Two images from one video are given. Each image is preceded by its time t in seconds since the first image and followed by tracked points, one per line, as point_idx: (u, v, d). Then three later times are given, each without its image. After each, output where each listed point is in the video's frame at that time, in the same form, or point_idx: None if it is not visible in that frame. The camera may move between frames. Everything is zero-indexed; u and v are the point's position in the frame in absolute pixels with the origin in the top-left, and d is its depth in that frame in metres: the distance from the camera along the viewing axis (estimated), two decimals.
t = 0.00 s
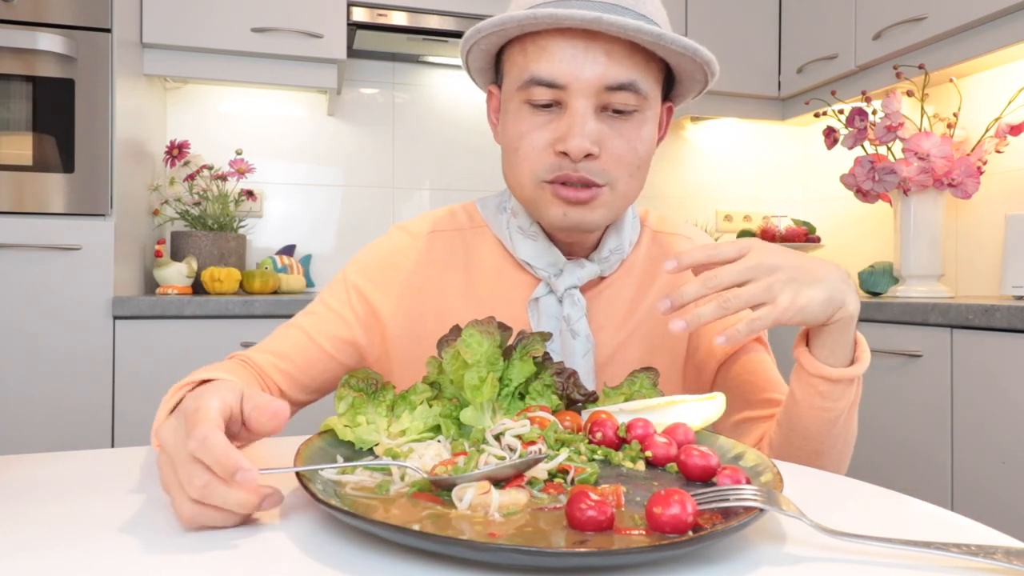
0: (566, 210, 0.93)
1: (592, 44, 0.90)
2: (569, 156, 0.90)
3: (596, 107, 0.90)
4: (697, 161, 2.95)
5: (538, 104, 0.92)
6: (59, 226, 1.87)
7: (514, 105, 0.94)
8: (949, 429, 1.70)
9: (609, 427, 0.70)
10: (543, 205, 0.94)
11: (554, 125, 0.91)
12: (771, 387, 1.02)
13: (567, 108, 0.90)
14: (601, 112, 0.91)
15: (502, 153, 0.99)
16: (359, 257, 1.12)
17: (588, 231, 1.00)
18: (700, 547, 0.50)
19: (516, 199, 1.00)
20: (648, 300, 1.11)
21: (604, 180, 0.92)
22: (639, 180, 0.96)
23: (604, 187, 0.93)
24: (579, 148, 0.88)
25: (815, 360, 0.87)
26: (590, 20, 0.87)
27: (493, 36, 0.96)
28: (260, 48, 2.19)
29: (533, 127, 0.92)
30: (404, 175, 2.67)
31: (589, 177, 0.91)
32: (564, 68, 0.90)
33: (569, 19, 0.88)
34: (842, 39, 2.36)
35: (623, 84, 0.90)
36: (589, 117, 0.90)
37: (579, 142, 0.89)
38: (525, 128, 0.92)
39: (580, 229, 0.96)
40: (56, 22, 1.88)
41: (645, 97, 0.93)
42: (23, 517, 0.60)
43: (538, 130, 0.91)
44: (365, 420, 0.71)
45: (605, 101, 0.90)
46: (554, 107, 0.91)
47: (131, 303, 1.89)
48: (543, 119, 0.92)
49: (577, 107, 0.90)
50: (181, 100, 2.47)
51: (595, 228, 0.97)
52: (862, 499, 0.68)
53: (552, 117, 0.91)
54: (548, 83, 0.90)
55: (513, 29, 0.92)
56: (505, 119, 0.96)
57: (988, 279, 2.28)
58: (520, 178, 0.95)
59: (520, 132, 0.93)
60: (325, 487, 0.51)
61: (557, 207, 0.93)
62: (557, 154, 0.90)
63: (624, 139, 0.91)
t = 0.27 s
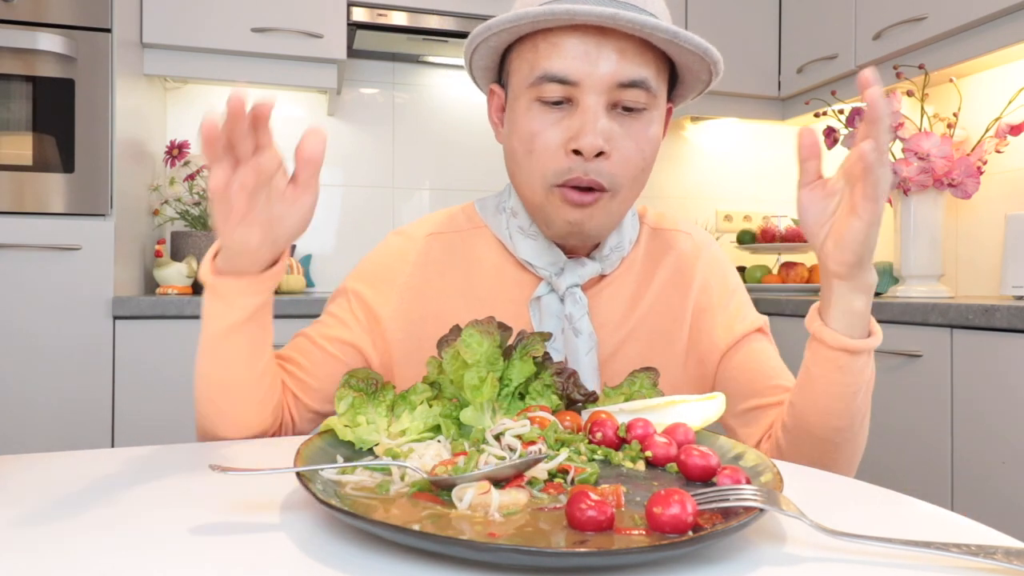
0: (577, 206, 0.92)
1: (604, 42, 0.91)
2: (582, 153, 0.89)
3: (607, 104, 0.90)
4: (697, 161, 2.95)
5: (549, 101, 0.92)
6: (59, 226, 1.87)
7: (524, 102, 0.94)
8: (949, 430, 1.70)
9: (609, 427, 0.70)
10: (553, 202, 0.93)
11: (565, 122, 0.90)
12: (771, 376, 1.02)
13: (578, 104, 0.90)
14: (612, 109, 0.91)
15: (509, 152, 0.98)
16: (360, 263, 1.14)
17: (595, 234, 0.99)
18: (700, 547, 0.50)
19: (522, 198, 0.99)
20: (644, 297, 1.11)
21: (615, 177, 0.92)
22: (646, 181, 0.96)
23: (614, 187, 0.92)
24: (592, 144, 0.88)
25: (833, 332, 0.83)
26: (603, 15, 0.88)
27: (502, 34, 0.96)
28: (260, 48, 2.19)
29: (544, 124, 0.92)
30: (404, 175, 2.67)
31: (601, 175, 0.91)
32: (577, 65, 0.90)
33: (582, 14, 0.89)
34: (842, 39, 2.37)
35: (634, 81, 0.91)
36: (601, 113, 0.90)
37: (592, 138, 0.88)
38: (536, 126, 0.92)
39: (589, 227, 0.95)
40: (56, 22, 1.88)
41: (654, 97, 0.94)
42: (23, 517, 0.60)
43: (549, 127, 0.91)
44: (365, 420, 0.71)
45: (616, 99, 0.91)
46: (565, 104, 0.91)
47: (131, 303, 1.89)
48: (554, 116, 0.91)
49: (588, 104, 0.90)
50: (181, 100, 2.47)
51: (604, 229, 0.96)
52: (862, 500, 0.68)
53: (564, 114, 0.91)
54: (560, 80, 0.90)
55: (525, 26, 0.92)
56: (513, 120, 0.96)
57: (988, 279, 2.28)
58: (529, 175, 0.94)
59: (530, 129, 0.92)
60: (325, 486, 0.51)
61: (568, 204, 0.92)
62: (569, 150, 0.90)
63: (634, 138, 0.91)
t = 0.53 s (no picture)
0: (572, 209, 0.93)
1: (601, 48, 0.90)
2: (576, 159, 0.90)
3: (603, 111, 0.91)
4: (697, 161, 2.95)
5: (546, 106, 0.92)
6: (59, 226, 1.87)
7: (521, 106, 0.94)
8: (949, 430, 1.70)
9: (609, 427, 0.70)
10: (549, 205, 0.94)
11: (561, 128, 0.91)
12: (771, 383, 1.04)
13: (574, 111, 0.91)
14: (607, 116, 0.91)
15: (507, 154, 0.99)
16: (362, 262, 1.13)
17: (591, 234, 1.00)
18: (700, 546, 0.50)
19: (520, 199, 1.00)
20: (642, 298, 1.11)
21: (610, 183, 0.92)
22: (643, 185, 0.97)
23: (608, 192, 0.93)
24: (587, 150, 0.89)
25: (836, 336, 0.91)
26: (600, 24, 0.88)
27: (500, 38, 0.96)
28: (260, 48, 2.19)
29: (541, 130, 0.92)
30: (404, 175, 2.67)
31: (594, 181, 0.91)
32: (573, 72, 0.90)
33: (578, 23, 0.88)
34: (842, 39, 2.36)
35: (629, 89, 0.91)
36: (596, 121, 0.90)
37: (587, 144, 0.89)
38: (532, 130, 0.93)
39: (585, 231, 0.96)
40: (56, 22, 1.88)
41: (650, 103, 0.94)
42: (23, 517, 0.60)
43: (545, 133, 0.92)
44: (365, 420, 0.71)
45: (613, 105, 0.91)
46: (562, 109, 0.91)
47: (131, 303, 1.89)
48: (550, 121, 0.92)
49: (584, 110, 0.90)
50: (181, 101, 2.47)
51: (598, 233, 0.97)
52: (862, 499, 0.68)
53: (560, 120, 0.92)
54: (557, 86, 0.91)
55: (523, 31, 0.92)
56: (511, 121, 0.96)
57: (988, 279, 2.28)
58: (526, 178, 0.95)
59: (528, 133, 0.93)
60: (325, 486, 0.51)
61: (563, 208, 0.93)
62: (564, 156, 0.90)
63: (630, 144, 0.92)
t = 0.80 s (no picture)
0: (552, 231, 0.97)
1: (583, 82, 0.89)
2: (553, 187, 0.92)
3: (583, 142, 0.91)
4: (697, 161, 2.95)
5: (528, 134, 0.93)
6: (59, 226, 1.87)
7: (508, 129, 0.95)
8: (949, 430, 1.70)
9: (609, 427, 0.70)
10: (532, 225, 0.98)
11: (541, 155, 0.92)
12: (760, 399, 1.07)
13: (554, 140, 0.91)
14: (587, 146, 0.91)
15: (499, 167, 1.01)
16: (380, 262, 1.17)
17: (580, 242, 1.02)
18: (700, 547, 0.50)
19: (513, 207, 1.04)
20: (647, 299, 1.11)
21: (589, 207, 0.94)
22: (626, 204, 0.98)
23: (587, 213, 0.95)
24: (564, 182, 0.90)
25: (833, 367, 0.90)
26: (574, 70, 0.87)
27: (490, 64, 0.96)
28: (260, 48, 2.19)
29: (523, 156, 0.94)
30: (404, 175, 2.67)
31: (571, 205, 0.94)
32: (554, 104, 0.90)
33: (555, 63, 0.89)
34: (842, 39, 2.37)
35: (610, 123, 0.90)
36: (575, 154, 0.90)
37: (563, 177, 0.90)
38: (517, 154, 0.94)
39: (567, 246, 1.00)
40: (56, 22, 1.88)
41: (634, 131, 0.93)
42: (22, 517, 0.60)
43: (527, 160, 0.93)
44: (365, 420, 0.71)
45: (593, 135, 0.91)
46: (543, 137, 0.92)
47: (131, 303, 1.89)
48: (533, 147, 0.93)
49: (563, 143, 0.90)
50: (181, 101, 2.47)
51: (578, 245, 1.00)
52: (861, 500, 0.68)
53: (541, 148, 0.93)
54: (537, 118, 0.91)
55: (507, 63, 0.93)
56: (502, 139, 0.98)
57: (988, 279, 2.28)
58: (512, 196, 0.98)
59: (512, 157, 0.95)
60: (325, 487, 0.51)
61: (545, 228, 0.97)
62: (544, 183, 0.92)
63: (609, 171, 0.93)
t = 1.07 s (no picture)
0: (544, 231, 0.97)
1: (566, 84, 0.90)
2: (542, 188, 0.92)
3: (570, 143, 0.92)
4: (697, 161, 2.95)
5: (518, 136, 0.94)
6: (59, 226, 1.87)
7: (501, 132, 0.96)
8: (950, 430, 1.70)
9: (609, 427, 0.70)
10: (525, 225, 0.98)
11: (531, 157, 0.93)
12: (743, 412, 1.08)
13: (543, 142, 0.92)
14: (574, 147, 0.92)
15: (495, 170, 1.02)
16: (397, 265, 1.19)
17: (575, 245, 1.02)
18: (700, 547, 0.50)
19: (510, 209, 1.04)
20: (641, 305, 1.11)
21: (578, 208, 0.94)
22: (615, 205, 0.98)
23: (577, 214, 0.95)
24: (552, 183, 0.91)
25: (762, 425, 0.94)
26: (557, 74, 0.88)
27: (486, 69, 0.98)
28: (260, 48, 2.19)
29: (513, 158, 0.94)
30: (404, 175, 2.67)
31: (561, 206, 0.94)
32: (541, 107, 0.91)
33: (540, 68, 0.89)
34: (842, 39, 2.37)
35: (595, 123, 0.91)
36: (562, 155, 0.91)
37: (551, 178, 0.90)
38: (508, 157, 0.95)
39: (560, 247, 1.00)
40: (56, 22, 1.88)
41: (620, 132, 0.93)
42: (21, 517, 0.59)
43: (518, 162, 0.94)
44: (365, 420, 0.71)
45: (580, 137, 0.91)
46: (533, 139, 0.93)
47: (131, 303, 1.89)
48: (523, 150, 0.93)
49: (551, 144, 0.91)
50: (181, 100, 2.47)
51: (570, 248, 1.00)
52: (861, 500, 0.68)
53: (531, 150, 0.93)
54: (526, 120, 0.92)
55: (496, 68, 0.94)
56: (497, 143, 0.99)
57: (988, 279, 2.28)
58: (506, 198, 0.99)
59: (505, 159, 0.96)
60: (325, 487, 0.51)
61: (537, 229, 0.97)
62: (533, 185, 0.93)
63: (598, 172, 0.93)
